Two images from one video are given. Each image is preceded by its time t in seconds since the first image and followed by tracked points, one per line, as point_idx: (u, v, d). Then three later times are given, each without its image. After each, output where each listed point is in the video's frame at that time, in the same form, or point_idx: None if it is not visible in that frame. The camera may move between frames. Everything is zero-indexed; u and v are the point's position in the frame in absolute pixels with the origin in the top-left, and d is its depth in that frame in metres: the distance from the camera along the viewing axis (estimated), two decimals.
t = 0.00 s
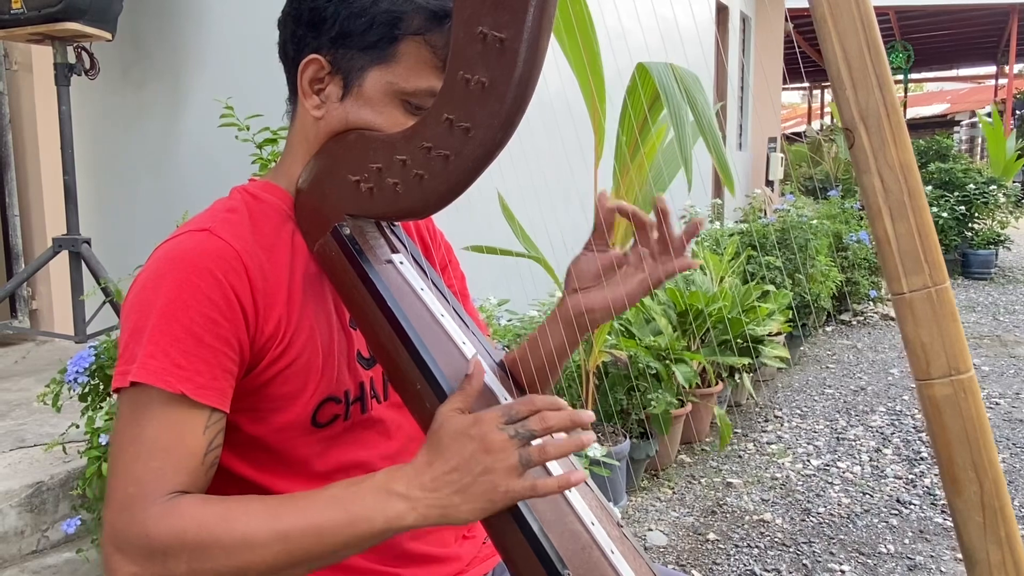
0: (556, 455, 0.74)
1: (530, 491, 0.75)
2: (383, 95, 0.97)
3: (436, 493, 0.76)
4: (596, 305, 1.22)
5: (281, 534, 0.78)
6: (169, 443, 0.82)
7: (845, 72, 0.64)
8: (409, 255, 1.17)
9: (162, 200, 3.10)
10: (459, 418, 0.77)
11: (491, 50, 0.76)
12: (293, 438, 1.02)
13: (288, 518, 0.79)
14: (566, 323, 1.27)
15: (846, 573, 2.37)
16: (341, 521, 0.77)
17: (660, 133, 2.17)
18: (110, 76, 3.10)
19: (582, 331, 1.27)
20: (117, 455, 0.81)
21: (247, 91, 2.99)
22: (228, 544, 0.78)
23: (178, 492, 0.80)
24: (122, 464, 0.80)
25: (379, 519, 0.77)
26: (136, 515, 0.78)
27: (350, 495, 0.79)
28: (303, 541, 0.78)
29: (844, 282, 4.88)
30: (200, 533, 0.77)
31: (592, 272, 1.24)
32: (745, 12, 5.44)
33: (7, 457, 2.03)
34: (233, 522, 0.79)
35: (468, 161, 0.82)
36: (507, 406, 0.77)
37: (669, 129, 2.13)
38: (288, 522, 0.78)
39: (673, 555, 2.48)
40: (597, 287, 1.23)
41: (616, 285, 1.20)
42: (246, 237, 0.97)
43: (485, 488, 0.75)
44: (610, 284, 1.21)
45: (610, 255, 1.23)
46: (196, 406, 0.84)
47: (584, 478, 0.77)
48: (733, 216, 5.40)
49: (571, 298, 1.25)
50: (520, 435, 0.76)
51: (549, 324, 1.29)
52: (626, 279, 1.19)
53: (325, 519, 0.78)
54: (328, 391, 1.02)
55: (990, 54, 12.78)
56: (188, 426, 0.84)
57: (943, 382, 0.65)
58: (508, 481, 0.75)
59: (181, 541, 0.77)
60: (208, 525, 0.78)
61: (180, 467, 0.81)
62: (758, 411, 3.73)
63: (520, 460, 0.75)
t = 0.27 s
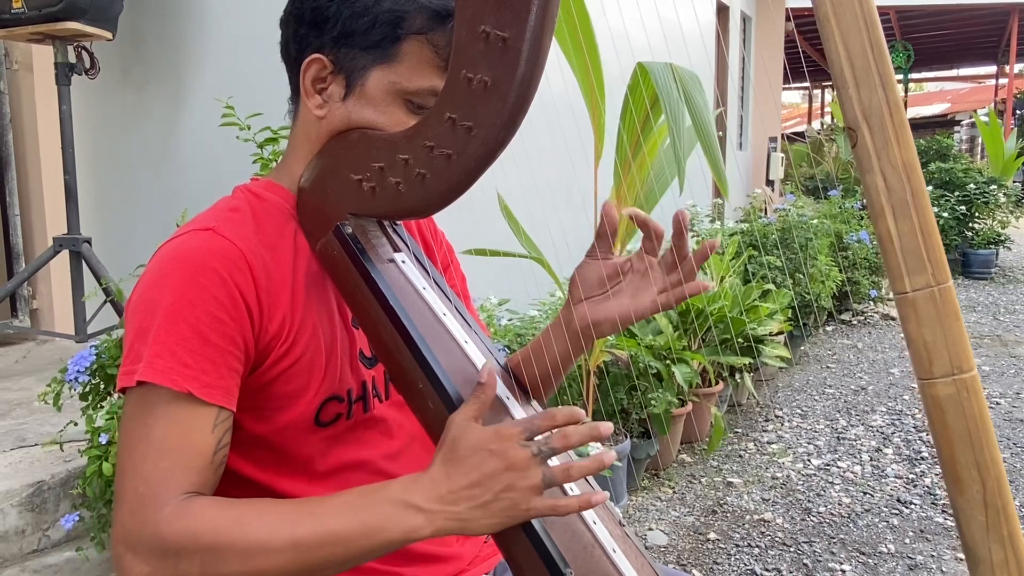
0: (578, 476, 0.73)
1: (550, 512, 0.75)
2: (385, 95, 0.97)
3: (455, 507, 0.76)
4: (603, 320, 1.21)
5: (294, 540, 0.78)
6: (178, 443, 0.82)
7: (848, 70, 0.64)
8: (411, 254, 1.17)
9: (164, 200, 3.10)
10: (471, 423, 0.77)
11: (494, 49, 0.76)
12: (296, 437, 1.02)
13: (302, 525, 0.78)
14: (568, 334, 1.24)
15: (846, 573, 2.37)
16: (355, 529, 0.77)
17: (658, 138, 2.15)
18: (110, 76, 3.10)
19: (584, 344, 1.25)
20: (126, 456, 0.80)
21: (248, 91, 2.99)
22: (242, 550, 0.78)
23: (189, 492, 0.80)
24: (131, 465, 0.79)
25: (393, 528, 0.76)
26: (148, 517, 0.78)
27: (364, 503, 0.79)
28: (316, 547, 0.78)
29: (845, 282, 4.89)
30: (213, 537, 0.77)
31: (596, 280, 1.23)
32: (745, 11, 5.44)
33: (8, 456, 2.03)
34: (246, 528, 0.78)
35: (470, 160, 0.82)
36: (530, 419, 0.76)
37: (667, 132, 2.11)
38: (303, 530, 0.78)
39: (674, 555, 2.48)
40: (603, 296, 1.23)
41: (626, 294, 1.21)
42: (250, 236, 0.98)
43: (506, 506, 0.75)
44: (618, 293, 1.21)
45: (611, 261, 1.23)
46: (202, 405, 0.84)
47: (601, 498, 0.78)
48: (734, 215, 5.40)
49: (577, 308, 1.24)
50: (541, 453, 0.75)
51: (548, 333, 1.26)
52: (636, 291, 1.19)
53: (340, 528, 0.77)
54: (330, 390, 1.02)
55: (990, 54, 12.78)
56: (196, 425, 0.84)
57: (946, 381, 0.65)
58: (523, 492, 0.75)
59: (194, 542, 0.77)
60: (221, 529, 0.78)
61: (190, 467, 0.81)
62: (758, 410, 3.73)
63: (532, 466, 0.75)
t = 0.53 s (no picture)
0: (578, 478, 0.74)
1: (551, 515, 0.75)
2: (385, 94, 0.97)
3: (456, 508, 0.75)
4: (602, 316, 1.20)
5: (293, 540, 0.78)
6: (177, 441, 0.82)
7: (847, 70, 0.64)
8: (411, 253, 1.17)
9: (164, 199, 3.10)
10: (472, 423, 0.77)
11: (493, 48, 0.76)
12: (296, 436, 1.02)
13: (301, 525, 0.78)
14: (563, 332, 1.24)
15: (847, 572, 2.37)
16: (354, 529, 0.77)
17: (656, 137, 2.14)
18: (110, 75, 3.10)
19: (581, 341, 1.24)
20: (125, 455, 0.80)
21: (248, 90, 2.99)
22: (242, 550, 0.78)
23: (189, 491, 0.80)
24: (131, 463, 0.80)
25: (392, 529, 0.76)
26: (148, 515, 0.78)
27: (364, 503, 0.79)
28: (315, 546, 0.77)
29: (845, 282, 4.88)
30: (213, 536, 0.77)
31: (584, 273, 1.21)
32: (745, 11, 5.44)
33: (8, 456, 2.03)
34: (245, 527, 0.78)
35: (470, 159, 0.82)
36: (530, 420, 0.76)
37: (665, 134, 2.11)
38: (302, 530, 0.78)
39: (674, 554, 2.48)
40: (592, 291, 1.21)
41: (618, 288, 1.20)
42: (250, 235, 0.97)
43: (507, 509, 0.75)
44: (609, 286, 1.20)
45: (595, 250, 1.22)
46: (201, 404, 0.85)
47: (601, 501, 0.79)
48: (733, 215, 5.40)
49: (568, 306, 1.23)
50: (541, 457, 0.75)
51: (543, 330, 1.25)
52: (627, 283, 1.19)
53: (339, 528, 0.77)
54: (330, 389, 1.02)
55: (990, 54, 12.78)
56: (196, 424, 0.84)
57: (946, 381, 0.65)
58: (524, 494, 0.75)
59: (195, 542, 0.77)
60: (220, 527, 0.78)
61: (190, 465, 0.81)
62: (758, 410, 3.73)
63: (532, 466, 0.75)
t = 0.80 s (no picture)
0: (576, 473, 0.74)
1: (549, 510, 0.75)
2: (386, 93, 0.97)
3: (455, 504, 0.75)
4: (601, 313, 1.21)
5: (292, 536, 0.78)
6: (177, 439, 0.82)
7: (847, 69, 0.64)
8: (411, 252, 1.17)
9: (164, 198, 3.10)
10: (472, 421, 0.77)
11: (494, 47, 0.76)
12: (296, 434, 1.02)
13: (300, 521, 0.79)
14: (563, 330, 1.24)
15: (846, 571, 2.38)
16: (353, 526, 0.77)
17: (655, 133, 2.15)
18: (110, 74, 3.10)
19: (581, 338, 1.25)
20: (124, 453, 0.80)
21: (248, 89, 2.99)
22: (241, 546, 0.78)
23: (189, 489, 0.80)
24: (130, 461, 0.80)
25: (391, 526, 0.76)
26: (147, 513, 0.78)
27: (363, 500, 0.79)
28: (314, 543, 0.78)
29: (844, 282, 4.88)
30: (211, 533, 0.77)
31: (585, 273, 1.22)
32: (745, 10, 5.43)
33: (8, 455, 2.03)
34: (244, 523, 0.78)
35: (470, 158, 0.82)
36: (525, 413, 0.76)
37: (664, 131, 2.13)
38: (301, 526, 0.78)
39: (674, 553, 2.48)
40: (593, 289, 1.22)
41: (617, 288, 1.19)
42: (250, 234, 0.98)
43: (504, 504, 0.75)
44: (609, 286, 1.20)
45: (597, 251, 1.21)
46: (201, 402, 0.85)
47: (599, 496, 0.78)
48: (733, 215, 5.40)
49: (568, 305, 1.24)
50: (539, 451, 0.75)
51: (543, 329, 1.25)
52: (627, 282, 1.18)
53: (338, 524, 0.77)
54: (331, 388, 1.02)
55: (990, 53, 12.79)
56: (196, 422, 0.84)
57: (946, 380, 0.65)
58: (521, 490, 0.75)
59: (195, 539, 0.78)
60: (219, 524, 0.78)
61: (189, 463, 0.81)
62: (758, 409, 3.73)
63: (531, 463, 0.75)
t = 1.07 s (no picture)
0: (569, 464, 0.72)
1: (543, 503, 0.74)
2: (385, 92, 0.97)
3: (448, 498, 0.75)
4: (602, 313, 1.20)
5: (288, 534, 0.78)
6: (174, 439, 0.82)
7: (847, 68, 0.65)
8: (411, 252, 1.17)
9: (163, 197, 3.10)
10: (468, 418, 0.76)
11: (493, 46, 0.76)
12: (295, 434, 1.02)
13: (296, 519, 0.79)
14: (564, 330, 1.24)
15: (846, 571, 2.38)
16: (349, 523, 0.77)
17: (656, 134, 2.15)
18: (110, 74, 3.10)
19: (582, 339, 1.25)
20: (122, 452, 0.81)
21: (247, 89, 2.99)
22: (236, 544, 0.78)
23: (185, 488, 0.80)
24: (128, 461, 0.80)
25: (387, 523, 0.76)
26: (143, 513, 0.78)
27: (359, 497, 0.79)
28: (311, 541, 0.78)
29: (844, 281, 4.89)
30: (207, 531, 0.77)
31: (591, 275, 1.21)
32: (744, 10, 5.44)
33: (7, 454, 2.03)
34: (240, 521, 0.79)
35: (470, 157, 0.82)
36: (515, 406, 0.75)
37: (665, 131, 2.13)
38: (297, 524, 0.78)
39: (673, 552, 2.49)
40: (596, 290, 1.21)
41: (621, 290, 1.19)
42: (250, 233, 0.98)
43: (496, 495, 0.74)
44: (613, 288, 1.20)
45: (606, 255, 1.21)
46: (200, 402, 0.85)
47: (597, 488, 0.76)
48: (733, 214, 5.41)
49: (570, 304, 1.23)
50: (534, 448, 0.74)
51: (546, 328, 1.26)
52: (631, 285, 1.18)
53: (334, 522, 0.78)
54: (330, 387, 1.02)
55: (989, 53, 12.80)
56: (194, 422, 0.84)
57: (946, 379, 0.65)
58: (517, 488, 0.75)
59: (190, 540, 0.77)
60: (215, 522, 0.78)
61: (186, 462, 0.81)
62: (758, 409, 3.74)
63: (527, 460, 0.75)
